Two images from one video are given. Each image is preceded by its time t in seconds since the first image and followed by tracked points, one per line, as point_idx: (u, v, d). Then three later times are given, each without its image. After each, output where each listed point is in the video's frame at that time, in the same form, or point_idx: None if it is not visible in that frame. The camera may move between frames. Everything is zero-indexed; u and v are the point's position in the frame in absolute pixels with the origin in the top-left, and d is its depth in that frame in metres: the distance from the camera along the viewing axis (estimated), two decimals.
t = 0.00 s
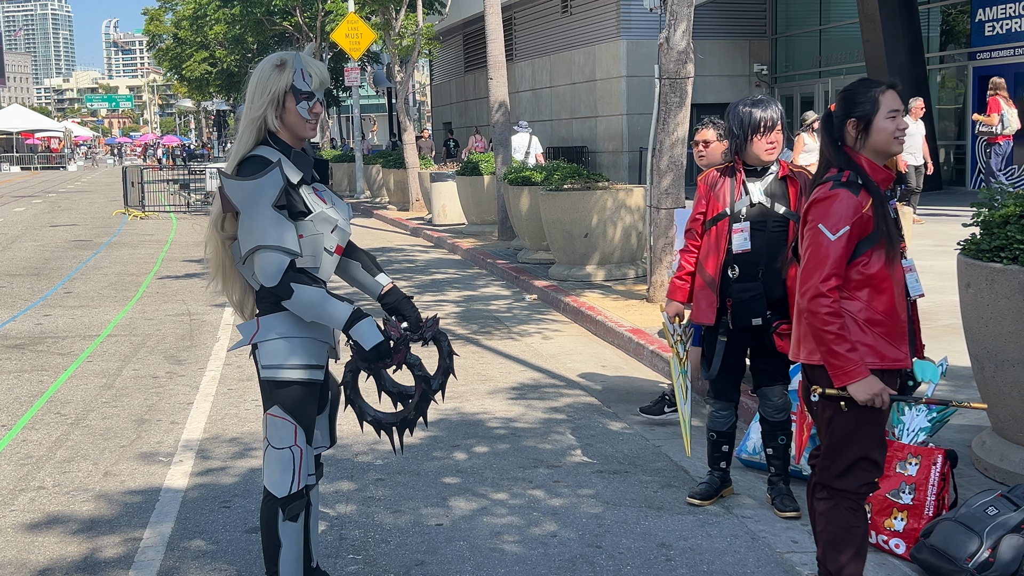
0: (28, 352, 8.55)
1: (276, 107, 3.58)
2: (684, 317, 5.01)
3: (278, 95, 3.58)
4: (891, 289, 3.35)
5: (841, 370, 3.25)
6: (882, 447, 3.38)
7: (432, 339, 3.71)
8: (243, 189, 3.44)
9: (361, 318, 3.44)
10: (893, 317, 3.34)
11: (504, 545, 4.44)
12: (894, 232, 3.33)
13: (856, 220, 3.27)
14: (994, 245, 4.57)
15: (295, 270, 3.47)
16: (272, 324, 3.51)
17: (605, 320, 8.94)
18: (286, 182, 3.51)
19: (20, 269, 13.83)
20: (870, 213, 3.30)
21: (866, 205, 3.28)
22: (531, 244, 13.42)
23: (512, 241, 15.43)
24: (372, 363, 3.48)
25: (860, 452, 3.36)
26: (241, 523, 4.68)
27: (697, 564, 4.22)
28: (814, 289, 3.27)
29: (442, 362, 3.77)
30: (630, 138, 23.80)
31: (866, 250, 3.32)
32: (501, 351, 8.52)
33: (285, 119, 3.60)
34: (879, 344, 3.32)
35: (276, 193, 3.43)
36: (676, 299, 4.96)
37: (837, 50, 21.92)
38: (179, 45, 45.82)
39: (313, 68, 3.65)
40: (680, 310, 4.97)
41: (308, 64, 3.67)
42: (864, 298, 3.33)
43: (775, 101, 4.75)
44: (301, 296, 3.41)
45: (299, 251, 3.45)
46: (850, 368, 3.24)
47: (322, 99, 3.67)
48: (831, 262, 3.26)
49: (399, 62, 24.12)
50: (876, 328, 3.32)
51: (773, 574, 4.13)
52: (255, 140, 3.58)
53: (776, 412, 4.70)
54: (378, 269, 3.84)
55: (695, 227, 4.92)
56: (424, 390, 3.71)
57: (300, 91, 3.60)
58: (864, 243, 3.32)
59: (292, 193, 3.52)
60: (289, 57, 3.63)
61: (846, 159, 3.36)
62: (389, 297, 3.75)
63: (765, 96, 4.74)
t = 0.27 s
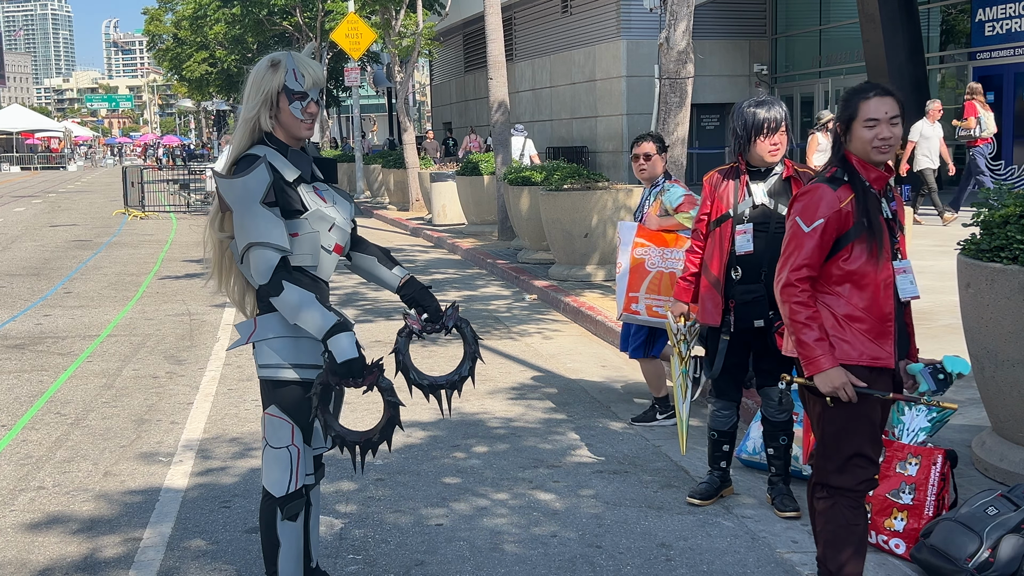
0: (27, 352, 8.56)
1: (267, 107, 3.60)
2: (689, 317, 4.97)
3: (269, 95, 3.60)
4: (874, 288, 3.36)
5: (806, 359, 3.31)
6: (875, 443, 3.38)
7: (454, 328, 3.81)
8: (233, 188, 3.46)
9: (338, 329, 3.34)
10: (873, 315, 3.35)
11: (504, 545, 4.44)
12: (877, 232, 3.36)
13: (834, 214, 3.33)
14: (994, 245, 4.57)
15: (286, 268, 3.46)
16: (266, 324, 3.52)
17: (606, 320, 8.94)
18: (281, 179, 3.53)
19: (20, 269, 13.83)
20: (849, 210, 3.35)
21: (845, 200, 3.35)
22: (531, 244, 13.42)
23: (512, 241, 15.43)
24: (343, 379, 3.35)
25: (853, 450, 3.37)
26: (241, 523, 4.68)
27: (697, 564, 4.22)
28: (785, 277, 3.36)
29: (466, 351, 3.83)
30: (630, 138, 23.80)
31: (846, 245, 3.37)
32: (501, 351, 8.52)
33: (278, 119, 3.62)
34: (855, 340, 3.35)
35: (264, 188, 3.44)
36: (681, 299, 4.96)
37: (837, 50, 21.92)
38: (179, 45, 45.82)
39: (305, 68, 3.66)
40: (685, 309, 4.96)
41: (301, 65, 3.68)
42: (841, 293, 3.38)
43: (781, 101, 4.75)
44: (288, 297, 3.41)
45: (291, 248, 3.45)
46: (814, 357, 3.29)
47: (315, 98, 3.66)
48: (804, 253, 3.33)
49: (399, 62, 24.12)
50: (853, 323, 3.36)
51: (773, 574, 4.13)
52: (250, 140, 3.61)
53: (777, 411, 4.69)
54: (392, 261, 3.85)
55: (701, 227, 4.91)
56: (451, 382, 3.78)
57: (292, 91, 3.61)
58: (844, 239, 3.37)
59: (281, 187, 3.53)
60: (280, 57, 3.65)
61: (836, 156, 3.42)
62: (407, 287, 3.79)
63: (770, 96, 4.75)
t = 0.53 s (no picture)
0: (27, 352, 8.56)
1: (266, 107, 3.61)
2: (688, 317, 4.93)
3: (268, 95, 3.61)
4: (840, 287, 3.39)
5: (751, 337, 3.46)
6: (863, 435, 3.38)
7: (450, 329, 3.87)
8: (221, 185, 3.46)
9: (294, 341, 3.34)
10: (836, 311, 3.39)
11: (504, 545, 4.44)
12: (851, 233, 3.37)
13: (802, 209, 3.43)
14: (994, 245, 4.58)
15: (267, 270, 3.45)
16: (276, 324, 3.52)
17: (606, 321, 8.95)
18: (276, 178, 3.54)
19: (20, 269, 13.83)
20: (821, 208, 3.41)
21: (819, 198, 3.42)
22: (531, 244, 13.42)
23: (512, 241, 15.43)
24: (296, 396, 3.34)
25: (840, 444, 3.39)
26: (241, 523, 4.68)
27: (697, 564, 4.22)
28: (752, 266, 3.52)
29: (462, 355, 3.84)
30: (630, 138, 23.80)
31: (818, 242, 3.44)
32: (501, 351, 8.52)
33: (276, 120, 3.63)
34: (817, 334, 3.41)
35: (250, 188, 3.44)
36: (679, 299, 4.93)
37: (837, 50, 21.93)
38: (179, 45, 45.81)
39: (304, 69, 3.67)
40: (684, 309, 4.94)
41: (300, 65, 3.70)
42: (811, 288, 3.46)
43: (779, 102, 4.72)
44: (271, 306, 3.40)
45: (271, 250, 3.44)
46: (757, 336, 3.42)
47: (314, 97, 3.67)
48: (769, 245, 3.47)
49: (399, 62, 24.12)
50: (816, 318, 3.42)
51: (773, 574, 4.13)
52: (248, 141, 3.63)
53: (776, 412, 4.66)
54: (394, 264, 3.84)
55: (698, 228, 4.96)
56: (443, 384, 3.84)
57: (291, 91, 3.62)
58: (818, 237, 3.43)
59: (272, 186, 3.53)
60: (279, 58, 3.68)
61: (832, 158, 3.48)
62: (409, 289, 3.82)
63: (769, 98, 4.72)
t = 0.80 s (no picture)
0: (27, 352, 8.56)
1: (268, 107, 3.64)
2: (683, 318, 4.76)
3: (271, 95, 3.63)
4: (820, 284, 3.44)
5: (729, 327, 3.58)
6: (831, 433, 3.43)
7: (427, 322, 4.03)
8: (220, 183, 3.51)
9: (253, 351, 3.23)
10: (815, 308, 3.45)
11: (504, 545, 4.44)
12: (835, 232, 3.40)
13: (791, 205, 3.50)
14: (994, 245, 4.58)
15: (244, 269, 3.42)
16: (283, 324, 3.53)
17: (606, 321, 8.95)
18: (275, 178, 3.56)
19: (20, 269, 13.84)
20: (810, 206, 3.47)
21: (810, 196, 3.47)
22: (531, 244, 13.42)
23: (512, 241, 15.43)
24: (252, 405, 3.21)
25: (807, 440, 3.46)
26: (241, 523, 4.68)
27: (697, 564, 4.22)
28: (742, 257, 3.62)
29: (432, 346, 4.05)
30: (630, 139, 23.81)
31: (807, 240, 3.49)
32: (501, 351, 8.53)
33: (279, 120, 3.65)
34: (796, 329, 3.48)
35: (241, 188, 3.47)
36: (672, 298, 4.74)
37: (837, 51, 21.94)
38: (179, 45, 45.81)
39: (306, 69, 3.68)
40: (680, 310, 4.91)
41: (303, 65, 3.70)
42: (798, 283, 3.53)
43: (772, 103, 4.71)
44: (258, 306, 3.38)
45: (251, 251, 3.43)
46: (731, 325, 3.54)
47: (316, 98, 3.69)
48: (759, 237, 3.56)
49: (399, 62, 24.12)
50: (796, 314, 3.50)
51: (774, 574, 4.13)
52: (250, 141, 3.65)
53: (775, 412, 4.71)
54: (379, 254, 4.02)
55: (693, 228, 4.89)
56: (400, 370, 4.08)
57: (292, 92, 3.64)
58: (808, 234, 3.49)
59: (268, 185, 3.55)
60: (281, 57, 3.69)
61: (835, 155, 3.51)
62: (396, 274, 4.00)
63: (763, 98, 4.70)
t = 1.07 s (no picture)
0: (28, 352, 8.56)
1: (271, 108, 3.64)
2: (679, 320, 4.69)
3: (273, 96, 3.64)
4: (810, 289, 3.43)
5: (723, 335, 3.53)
6: (812, 435, 3.42)
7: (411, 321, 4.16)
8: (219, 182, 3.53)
9: (227, 353, 3.27)
10: (806, 313, 3.44)
11: (505, 545, 4.44)
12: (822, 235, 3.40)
13: (775, 210, 3.48)
14: (994, 245, 4.58)
15: (235, 269, 3.40)
16: (277, 324, 3.54)
17: (606, 321, 8.96)
18: (274, 179, 3.57)
19: (20, 269, 13.84)
20: (795, 209, 3.46)
21: (795, 199, 3.46)
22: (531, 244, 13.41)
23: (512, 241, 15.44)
24: (224, 406, 3.26)
25: (787, 439, 3.45)
26: (241, 523, 4.68)
27: (697, 564, 4.22)
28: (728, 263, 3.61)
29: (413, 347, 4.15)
30: (630, 139, 23.81)
31: (793, 243, 3.49)
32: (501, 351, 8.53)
33: (281, 121, 3.66)
34: (786, 334, 3.47)
35: (236, 188, 3.48)
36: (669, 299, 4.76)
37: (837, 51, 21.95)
38: (179, 45, 45.81)
39: (309, 70, 3.68)
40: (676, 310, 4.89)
41: (305, 66, 3.70)
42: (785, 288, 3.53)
43: (766, 103, 4.73)
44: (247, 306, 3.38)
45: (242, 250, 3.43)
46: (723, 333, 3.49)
47: (317, 100, 3.70)
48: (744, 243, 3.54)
49: (400, 62, 24.12)
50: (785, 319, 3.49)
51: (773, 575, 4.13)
52: (251, 141, 3.66)
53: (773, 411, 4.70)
54: (364, 256, 4.04)
55: (688, 228, 4.93)
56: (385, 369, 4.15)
57: (294, 92, 3.64)
58: (794, 239, 3.48)
59: (267, 185, 3.56)
60: (284, 59, 3.70)
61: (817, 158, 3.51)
62: (381, 276, 4.07)
63: (756, 98, 4.72)
